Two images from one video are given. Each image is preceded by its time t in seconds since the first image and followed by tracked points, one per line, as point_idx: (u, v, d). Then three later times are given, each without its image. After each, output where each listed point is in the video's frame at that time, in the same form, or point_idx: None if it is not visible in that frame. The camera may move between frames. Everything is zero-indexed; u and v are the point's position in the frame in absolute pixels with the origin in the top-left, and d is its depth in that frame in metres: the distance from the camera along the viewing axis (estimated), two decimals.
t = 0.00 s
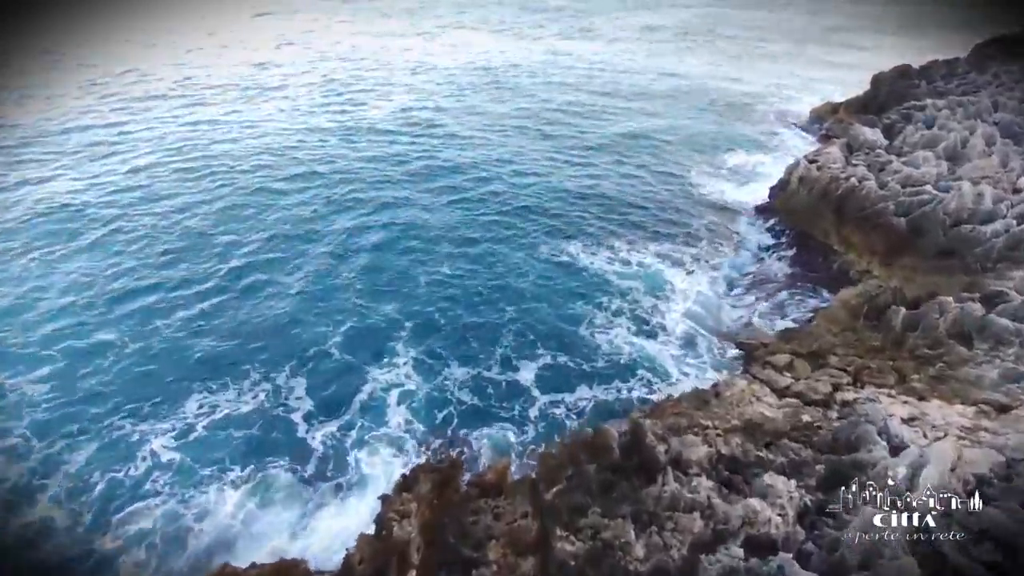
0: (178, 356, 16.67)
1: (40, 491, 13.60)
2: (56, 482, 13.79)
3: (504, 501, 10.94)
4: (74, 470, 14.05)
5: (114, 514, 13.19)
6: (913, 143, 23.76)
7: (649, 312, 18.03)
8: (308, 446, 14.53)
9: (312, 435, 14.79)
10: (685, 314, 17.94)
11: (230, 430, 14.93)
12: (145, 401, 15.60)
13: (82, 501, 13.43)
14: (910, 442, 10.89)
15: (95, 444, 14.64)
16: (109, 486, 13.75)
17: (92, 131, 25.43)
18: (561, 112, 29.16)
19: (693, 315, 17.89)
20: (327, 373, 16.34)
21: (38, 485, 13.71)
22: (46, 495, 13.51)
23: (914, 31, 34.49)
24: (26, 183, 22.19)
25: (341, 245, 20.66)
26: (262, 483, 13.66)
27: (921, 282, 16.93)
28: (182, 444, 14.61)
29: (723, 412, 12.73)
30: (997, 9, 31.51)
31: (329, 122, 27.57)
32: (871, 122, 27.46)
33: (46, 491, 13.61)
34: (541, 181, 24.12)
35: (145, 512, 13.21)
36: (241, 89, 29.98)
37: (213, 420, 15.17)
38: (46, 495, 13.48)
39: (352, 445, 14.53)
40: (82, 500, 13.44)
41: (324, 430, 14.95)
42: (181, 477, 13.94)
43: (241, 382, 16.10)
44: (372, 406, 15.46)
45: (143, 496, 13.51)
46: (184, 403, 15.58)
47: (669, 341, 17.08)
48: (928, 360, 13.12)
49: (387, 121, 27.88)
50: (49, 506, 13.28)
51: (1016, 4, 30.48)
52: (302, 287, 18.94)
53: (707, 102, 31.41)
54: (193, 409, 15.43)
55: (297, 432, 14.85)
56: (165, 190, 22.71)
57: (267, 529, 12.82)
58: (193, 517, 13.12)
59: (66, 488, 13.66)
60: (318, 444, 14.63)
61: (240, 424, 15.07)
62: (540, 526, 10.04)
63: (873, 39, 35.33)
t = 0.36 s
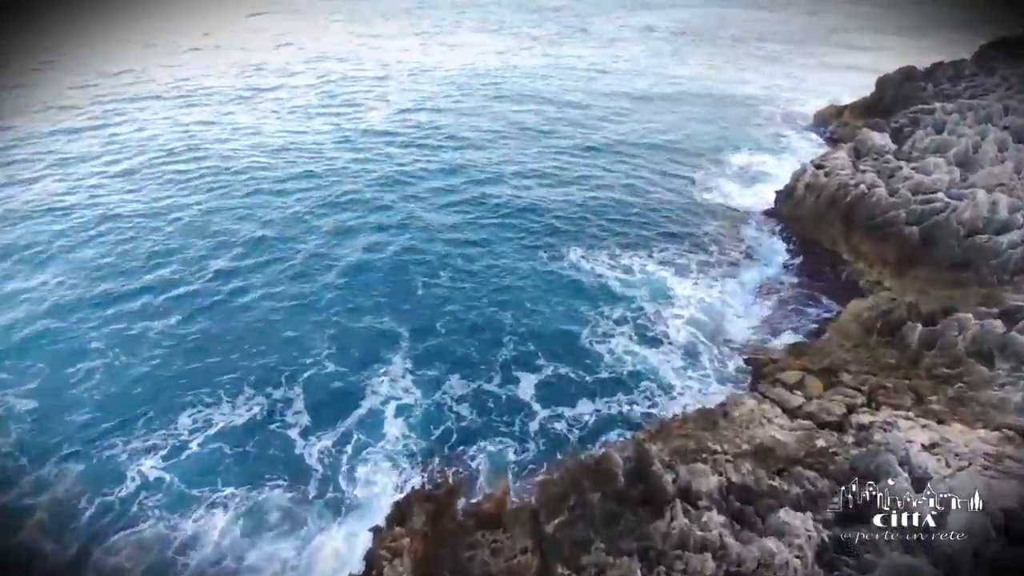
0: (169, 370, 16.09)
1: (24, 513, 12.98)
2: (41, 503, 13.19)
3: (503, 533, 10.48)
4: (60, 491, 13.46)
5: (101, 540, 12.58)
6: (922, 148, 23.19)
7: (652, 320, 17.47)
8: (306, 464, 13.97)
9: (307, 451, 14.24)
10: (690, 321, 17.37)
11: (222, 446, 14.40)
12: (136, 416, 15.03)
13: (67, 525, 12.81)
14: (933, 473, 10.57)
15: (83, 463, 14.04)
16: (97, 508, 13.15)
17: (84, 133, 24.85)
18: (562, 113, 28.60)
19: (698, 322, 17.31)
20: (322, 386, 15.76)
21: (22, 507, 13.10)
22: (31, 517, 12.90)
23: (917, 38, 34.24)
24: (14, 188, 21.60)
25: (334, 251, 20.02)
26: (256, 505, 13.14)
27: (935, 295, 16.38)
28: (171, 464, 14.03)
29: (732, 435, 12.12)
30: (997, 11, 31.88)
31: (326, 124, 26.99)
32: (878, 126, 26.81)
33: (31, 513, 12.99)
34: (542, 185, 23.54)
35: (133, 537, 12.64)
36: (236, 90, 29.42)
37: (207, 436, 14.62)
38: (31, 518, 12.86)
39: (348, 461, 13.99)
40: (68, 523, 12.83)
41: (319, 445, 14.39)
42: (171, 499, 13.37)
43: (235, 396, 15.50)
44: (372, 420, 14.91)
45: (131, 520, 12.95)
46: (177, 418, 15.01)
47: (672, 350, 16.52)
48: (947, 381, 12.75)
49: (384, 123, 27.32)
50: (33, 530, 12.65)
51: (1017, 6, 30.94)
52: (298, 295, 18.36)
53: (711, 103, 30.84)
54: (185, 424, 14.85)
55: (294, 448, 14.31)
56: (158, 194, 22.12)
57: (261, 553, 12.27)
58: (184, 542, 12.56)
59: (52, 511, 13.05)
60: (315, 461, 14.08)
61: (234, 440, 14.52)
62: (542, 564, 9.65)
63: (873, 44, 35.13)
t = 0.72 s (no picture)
0: (159, 383, 15.48)
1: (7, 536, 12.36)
2: (25, 524, 12.56)
3: (502, 568, 10.22)
4: (45, 511, 12.84)
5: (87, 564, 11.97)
6: (932, 154, 22.62)
7: (656, 330, 16.88)
8: (302, 483, 13.39)
9: (303, 470, 13.63)
10: (698, 331, 16.78)
11: (215, 462, 13.85)
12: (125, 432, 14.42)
13: (52, 548, 12.18)
14: (961, 510, 10.16)
15: (69, 482, 13.42)
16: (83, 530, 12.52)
17: (75, 136, 24.26)
18: (563, 116, 28.02)
19: (706, 333, 16.70)
20: (314, 402, 15.14)
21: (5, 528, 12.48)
22: (14, 540, 12.28)
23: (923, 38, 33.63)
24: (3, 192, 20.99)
25: (329, 259, 19.38)
26: (249, 528, 12.55)
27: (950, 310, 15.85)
28: (160, 483, 13.43)
29: (742, 462, 11.49)
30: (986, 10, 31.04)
31: (322, 126, 26.41)
32: (886, 130, 26.18)
33: (15, 535, 12.37)
34: (542, 189, 22.93)
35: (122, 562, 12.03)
36: (231, 92, 28.84)
37: (199, 451, 14.05)
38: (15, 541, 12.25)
39: (341, 481, 13.38)
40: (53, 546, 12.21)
41: (313, 464, 13.79)
42: (161, 520, 12.75)
43: (227, 411, 14.89)
44: (367, 436, 14.34)
45: (119, 542, 12.34)
46: (168, 434, 14.40)
47: (676, 362, 15.91)
48: (966, 403, 12.41)
49: (381, 125, 26.73)
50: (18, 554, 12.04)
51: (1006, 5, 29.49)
52: (292, 304, 17.75)
53: (715, 105, 30.22)
54: (176, 440, 14.27)
55: (290, 466, 13.72)
56: (151, 198, 21.51)
57: None
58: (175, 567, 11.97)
59: (37, 532, 12.44)
60: (311, 480, 13.48)
61: (226, 457, 13.92)
62: None
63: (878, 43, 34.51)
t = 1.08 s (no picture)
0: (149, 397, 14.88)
1: None
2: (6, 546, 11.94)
3: None
4: (27, 530, 12.21)
5: None
6: (943, 159, 22.00)
7: (662, 341, 16.28)
8: (292, 503, 12.81)
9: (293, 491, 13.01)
10: (706, 341, 16.18)
11: (203, 480, 13.25)
12: (111, 449, 13.82)
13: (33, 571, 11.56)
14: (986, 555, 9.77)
15: (52, 499, 12.80)
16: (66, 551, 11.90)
17: (66, 138, 23.68)
18: (564, 118, 27.41)
19: (715, 343, 16.09)
20: (307, 417, 14.54)
21: None
22: None
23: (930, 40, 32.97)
24: None
25: (324, 265, 18.77)
26: (239, 550, 11.98)
27: (967, 324, 15.38)
28: (146, 502, 12.84)
29: (753, 488, 11.07)
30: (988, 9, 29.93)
31: (317, 129, 25.81)
32: (895, 134, 25.53)
33: None
34: (542, 194, 22.30)
35: None
36: (225, 93, 28.25)
37: (186, 468, 13.47)
38: None
39: (335, 502, 12.79)
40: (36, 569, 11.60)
41: (303, 482, 13.20)
42: (148, 541, 12.16)
43: (218, 427, 14.30)
44: (363, 453, 13.75)
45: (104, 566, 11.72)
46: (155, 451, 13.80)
47: (682, 374, 15.31)
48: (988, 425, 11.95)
49: (377, 127, 26.11)
50: None
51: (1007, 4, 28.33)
52: (285, 313, 17.13)
53: (719, 107, 29.62)
54: (163, 457, 13.67)
55: (280, 485, 13.13)
56: (142, 202, 20.93)
57: None
58: None
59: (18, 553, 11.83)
60: (301, 500, 12.88)
61: (215, 475, 13.32)
62: None
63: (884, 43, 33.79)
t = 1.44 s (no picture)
0: (135, 409, 14.34)
1: None
2: None
3: None
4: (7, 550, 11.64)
5: None
6: (953, 165, 21.44)
7: (668, 353, 15.71)
8: (283, 526, 12.23)
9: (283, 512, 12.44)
10: (714, 353, 15.61)
11: (190, 500, 12.70)
12: (96, 464, 13.28)
13: None
14: None
15: (34, 517, 12.24)
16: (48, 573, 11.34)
17: (57, 140, 23.18)
18: (565, 120, 26.86)
19: (723, 356, 15.52)
20: (299, 433, 13.96)
21: None
22: None
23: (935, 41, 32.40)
24: None
25: (318, 272, 18.21)
26: None
27: (983, 339, 14.95)
28: (132, 522, 12.29)
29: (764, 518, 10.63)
30: (997, 9, 29.30)
31: (312, 131, 25.27)
32: (902, 138, 24.97)
33: None
34: (543, 198, 21.76)
35: None
36: (221, 95, 27.74)
37: (174, 487, 12.92)
38: None
39: (328, 525, 12.22)
40: None
41: (295, 505, 12.62)
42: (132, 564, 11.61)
43: (207, 442, 13.75)
44: (358, 472, 13.20)
45: None
46: (140, 467, 13.25)
47: (689, 389, 14.75)
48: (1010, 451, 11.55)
49: (373, 130, 25.56)
50: None
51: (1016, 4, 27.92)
52: (278, 323, 16.57)
53: (722, 108, 29.08)
54: (149, 475, 13.13)
55: (269, 507, 12.55)
56: (133, 206, 20.40)
57: None
58: None
59: None
60: (293, 523, 12.29)
61: (202, 494, 12.78)
62: None
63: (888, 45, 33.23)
